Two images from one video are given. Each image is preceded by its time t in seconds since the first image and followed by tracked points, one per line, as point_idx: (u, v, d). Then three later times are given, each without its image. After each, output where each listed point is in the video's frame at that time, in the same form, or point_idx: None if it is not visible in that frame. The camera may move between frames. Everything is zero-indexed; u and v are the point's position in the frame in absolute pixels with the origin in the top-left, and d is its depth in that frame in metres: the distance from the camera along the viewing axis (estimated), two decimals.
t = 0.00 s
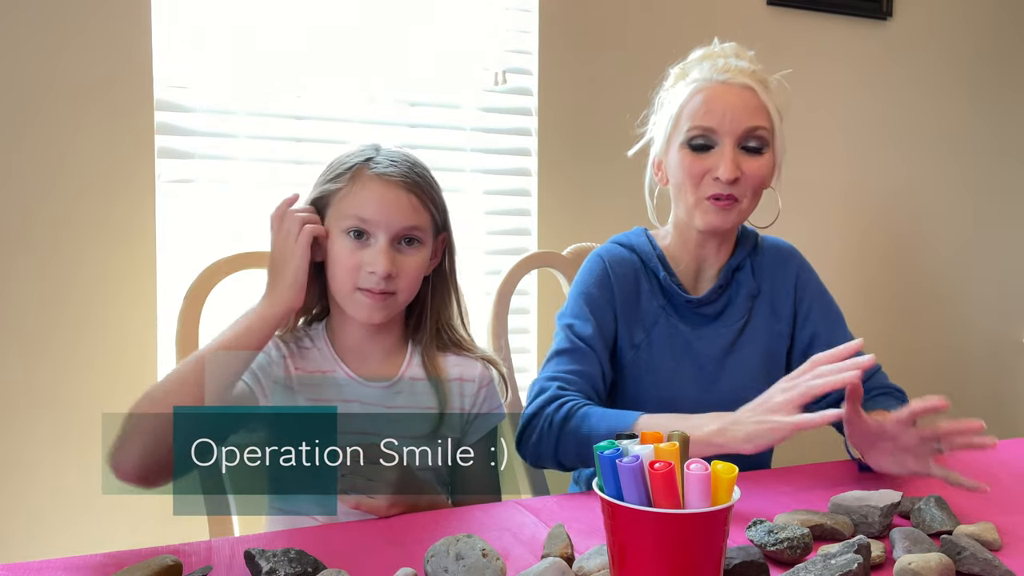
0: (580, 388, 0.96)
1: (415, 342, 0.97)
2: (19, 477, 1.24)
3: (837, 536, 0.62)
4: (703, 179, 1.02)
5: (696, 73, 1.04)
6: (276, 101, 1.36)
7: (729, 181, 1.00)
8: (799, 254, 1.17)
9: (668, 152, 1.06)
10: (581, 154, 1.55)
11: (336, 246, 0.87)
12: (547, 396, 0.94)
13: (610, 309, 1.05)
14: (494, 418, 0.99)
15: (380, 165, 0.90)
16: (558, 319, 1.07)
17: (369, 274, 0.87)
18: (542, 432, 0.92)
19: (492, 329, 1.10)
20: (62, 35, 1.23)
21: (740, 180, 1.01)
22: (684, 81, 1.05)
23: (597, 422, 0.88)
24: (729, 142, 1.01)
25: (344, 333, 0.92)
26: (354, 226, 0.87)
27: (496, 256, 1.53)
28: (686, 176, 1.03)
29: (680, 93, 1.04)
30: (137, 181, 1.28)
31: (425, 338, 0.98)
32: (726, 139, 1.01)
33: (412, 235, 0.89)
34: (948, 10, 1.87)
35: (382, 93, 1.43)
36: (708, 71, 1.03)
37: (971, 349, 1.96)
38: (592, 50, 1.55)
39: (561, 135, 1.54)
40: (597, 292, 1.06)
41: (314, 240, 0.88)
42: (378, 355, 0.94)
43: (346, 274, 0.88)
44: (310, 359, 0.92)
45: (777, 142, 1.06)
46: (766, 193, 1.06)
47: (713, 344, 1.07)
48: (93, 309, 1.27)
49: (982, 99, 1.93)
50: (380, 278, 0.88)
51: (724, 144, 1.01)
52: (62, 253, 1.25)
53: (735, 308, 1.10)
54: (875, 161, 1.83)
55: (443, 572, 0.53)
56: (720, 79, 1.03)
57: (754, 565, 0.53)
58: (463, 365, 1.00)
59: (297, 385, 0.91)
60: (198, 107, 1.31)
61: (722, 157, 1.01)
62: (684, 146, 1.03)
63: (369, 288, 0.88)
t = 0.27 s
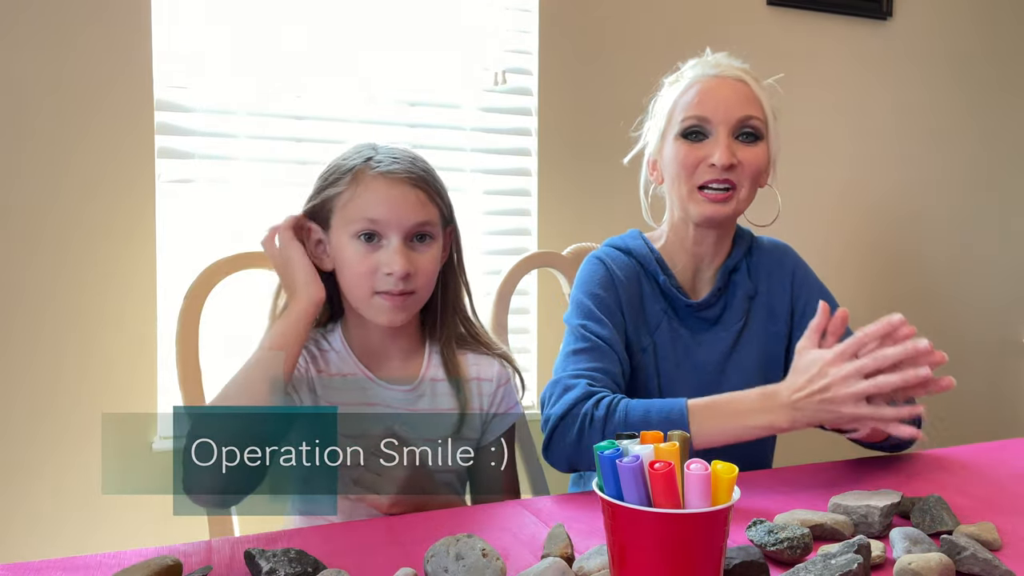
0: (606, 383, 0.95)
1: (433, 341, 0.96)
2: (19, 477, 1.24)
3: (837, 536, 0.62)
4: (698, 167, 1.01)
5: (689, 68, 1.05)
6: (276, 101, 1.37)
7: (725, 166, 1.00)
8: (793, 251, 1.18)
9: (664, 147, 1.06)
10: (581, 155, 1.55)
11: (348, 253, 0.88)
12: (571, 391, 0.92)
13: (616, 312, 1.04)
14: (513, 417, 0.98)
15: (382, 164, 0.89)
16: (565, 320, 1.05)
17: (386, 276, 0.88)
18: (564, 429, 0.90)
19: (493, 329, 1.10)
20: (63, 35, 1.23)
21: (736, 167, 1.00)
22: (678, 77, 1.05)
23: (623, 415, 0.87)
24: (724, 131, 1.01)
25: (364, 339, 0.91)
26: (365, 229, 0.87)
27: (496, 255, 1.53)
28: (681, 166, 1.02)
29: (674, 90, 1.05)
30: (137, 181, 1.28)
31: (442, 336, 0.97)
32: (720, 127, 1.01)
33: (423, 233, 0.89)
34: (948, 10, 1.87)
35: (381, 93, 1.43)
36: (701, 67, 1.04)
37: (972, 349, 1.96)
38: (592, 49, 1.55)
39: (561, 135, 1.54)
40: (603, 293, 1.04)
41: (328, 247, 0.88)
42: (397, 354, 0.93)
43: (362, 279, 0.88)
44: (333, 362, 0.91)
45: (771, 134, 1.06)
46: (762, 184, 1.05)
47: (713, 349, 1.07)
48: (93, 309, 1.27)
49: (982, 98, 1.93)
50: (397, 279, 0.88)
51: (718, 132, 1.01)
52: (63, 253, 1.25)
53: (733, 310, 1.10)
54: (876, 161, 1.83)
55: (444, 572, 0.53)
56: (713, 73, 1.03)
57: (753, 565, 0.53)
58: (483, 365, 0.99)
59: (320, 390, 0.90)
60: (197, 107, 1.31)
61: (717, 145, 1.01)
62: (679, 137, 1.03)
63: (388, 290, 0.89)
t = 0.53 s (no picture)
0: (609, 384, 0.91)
1: (436, 336, 0.95)
2: (20, 477, 1.24)
3: (837, 536, 0.62)
4: (696, 169, 0.96)
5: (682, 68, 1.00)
6: (275, 101, 1.37)
7: (723, 167, 0.94)
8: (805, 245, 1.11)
9: (659, 150, 1.01)
10: (581, 154, 1.55)
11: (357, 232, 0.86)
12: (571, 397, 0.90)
13: (621, 316, 0.99)
14: (515, 413, 0.97)
15: (397, 146, 0.88)
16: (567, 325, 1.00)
17: (396, 255, 0.86)
18: (576, 432, 0.88)
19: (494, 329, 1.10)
20: (64, 35, 1.23)
21: (735, 166, 0.95)
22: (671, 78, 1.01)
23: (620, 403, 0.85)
24: (719, 130, 0.96)
25: (370, 328, 0.90)
26: (378, 207, 0.85)
27: (496, 255, 1.53)
28: (677, 169, 0.96)
29: (667, 91, 1.00)
30: (137, 181, 1.28)
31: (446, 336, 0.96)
32: (715, 127, 0.96)
33: (436, 214, 0.87)
34: (948, 10, 1.87)
35: (382, 93, 1.43)
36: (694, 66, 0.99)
37: (971, 349, 1.96)
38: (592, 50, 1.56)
39: (561, 135, 1.53)
40: (607, 296, 0.99)
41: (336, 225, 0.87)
42: (401, 352, 0.93)
43: (372, 258, 0.86)
44: (331, 363, 0.90)
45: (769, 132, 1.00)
46: (763, 182, 0.99)
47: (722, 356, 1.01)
48: (94, 309, 1.27)
49: (982, 98, 1.93)
50: (408, 258, 0.86)
51: (714, 132, 0.96)
52: (63, 253, 1.25)
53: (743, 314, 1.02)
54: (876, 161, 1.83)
55: (443, 572, 0.53)
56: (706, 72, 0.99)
57: (753, 565, 0.53)
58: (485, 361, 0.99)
59: (319, 395, 0.89)
60: (198, 107, 1.31)
61: (713, 146, 0.95)
62: (674, 139, 0.98)
63: (397, 270, 0.87)
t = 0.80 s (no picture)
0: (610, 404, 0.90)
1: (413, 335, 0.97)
2: (20, 476, 1.24)
3: (837, 536, 0.62)
4: (696, 182, 0.94)
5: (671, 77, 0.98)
6: (275, 101, 1.37)
7: (722, 179, 0.92)
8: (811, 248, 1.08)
9: (659, 164, 0.99)
10: (581, 154, 1.55)
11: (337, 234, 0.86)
12: (574, 413, 0.88)
13: (626, 326, 0.96)
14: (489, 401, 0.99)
15: (374, 148, 0.89)
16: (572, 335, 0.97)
17: (375, 257, 0.85)
18: (580, 448, 0.85)
19: (493, 330, 1.10)
20: (64, 35, 1.23)
21: (734, 175, 0.93)
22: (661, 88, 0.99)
23: (623, 420, 0.84)
24: (716, 140, 0.94)
25: (351, 330, 0.91)
26: (355, 209, 0.86)
27: (496, 256, 1.54)
28: (677, 183, 0.95)
29: (659, 102, 0.99)
30: (137, 180, 1.28)
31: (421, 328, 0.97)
32: (711, 138, 0.94)
33: (415, 216, 0.87)
34: (948, 10, 1.87)
35: (382, 93, 1.43)
36: (682, 75, 0.97)
37: (971, 349, 1.96)
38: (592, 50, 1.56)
39: (561, 135, 1.54)
40: (612, 306, 0.97)
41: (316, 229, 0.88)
42: (384, 353, 0.94)
43: (351, 261, 0.86)
44: (315, 363, 0.91)
45: (767, 133, 0.99)
46: (766, 184, 0.97)
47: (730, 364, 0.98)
48: (93, 309, 1.27)
49: (982, 98, 1.93)
50: (388, 260, 0.85)
51: (710, 143, 0.94)
52: (62, 253, 1.25)
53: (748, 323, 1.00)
54: (876, 161, 1.83)
55: (443, 572, 0.52)
56: (695, 81, 0.97)
57: (753, 566, 0.53)
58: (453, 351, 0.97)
59: (303, 396, 0.89)
60: (198, 106, 1.31)
61: (710, 157, 0.94)
62: (671, 153, 0.96)
63: (377, 272, 0.86)
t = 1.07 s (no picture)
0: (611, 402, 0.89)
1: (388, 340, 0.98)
2: (19, 476, 1.24)
3: (837, 536, 0.62)
4: (695, 185, 0.94)
5: (672, 80, 0.98)
6: (275, 101, 1.37)
7: (722, 182, 0.93)
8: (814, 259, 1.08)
9: (659, 167, 0.99)
10: (581, 154, 1.55)
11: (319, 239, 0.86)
12: (575, 414, 0.88)
13: (627, 325, 0.96)
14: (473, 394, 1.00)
15: (363, 156, 0.89)
16: (573, 334, 0.97)
17: (352, 268, 0.84)
18: (581, 448, 0.85)
19: (494, 330, 1.10)
20: (64, 35, 1.23)
21: (734, 178, 0.93)
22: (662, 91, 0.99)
23: (623, 420, 0.84)
24: (715, 143, 0.94)
25: (331, 331, 0.93)
26: (337, 218, 0.85)
27: (496, 256, 1.54)
28: (677, 186, 0.95)
29: (660, 105, 0.98)
30: (137, 180, 1.28)
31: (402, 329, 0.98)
32: (710, 141, 0.94)
33: (398, 228, 0.87)
34: (947, 10, 1.87)
35: (382, 93, 1.43)
36: (682, 78, 0.97)
37: (971, 349, 1.96)
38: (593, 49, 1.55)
39: (561, 135, 1.54)
40: (614, 304, 0.97)
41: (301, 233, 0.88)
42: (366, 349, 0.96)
43: (330, 270, 0.85)
44: (299, 363, 0.92)
45: (767, 134, 0.98)
46: (768, 186, 0.97)
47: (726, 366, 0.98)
48: (93, 309, 1.27)
49: (982, 99, 1.93)
50: (364, 271, 0.84)
51: (709, 146, 0.94)
52: (62, 253, 1.25)
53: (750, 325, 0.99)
54: (876, 161, 1.83)
55: (444, 572, 0.53)
56: (694, 83, 0.96)
57: (754, 565, 0.53)
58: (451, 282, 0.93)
59: (290, 396, 0.90)
60: (198, 106, 1.31)
61: (710, 160, 0.94)
62: (671, 156, 0.96)
63: (353, 284, 0.85)
